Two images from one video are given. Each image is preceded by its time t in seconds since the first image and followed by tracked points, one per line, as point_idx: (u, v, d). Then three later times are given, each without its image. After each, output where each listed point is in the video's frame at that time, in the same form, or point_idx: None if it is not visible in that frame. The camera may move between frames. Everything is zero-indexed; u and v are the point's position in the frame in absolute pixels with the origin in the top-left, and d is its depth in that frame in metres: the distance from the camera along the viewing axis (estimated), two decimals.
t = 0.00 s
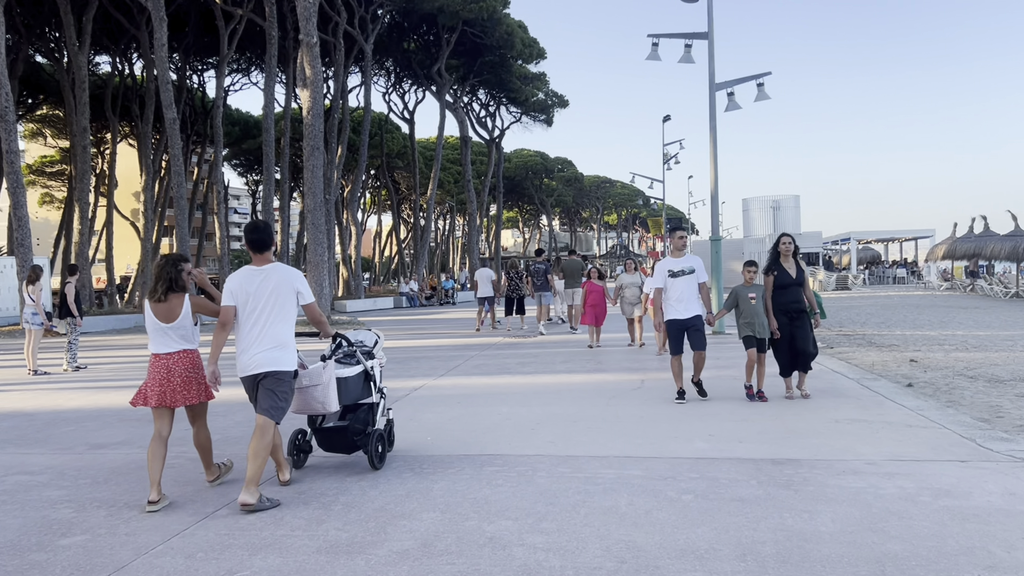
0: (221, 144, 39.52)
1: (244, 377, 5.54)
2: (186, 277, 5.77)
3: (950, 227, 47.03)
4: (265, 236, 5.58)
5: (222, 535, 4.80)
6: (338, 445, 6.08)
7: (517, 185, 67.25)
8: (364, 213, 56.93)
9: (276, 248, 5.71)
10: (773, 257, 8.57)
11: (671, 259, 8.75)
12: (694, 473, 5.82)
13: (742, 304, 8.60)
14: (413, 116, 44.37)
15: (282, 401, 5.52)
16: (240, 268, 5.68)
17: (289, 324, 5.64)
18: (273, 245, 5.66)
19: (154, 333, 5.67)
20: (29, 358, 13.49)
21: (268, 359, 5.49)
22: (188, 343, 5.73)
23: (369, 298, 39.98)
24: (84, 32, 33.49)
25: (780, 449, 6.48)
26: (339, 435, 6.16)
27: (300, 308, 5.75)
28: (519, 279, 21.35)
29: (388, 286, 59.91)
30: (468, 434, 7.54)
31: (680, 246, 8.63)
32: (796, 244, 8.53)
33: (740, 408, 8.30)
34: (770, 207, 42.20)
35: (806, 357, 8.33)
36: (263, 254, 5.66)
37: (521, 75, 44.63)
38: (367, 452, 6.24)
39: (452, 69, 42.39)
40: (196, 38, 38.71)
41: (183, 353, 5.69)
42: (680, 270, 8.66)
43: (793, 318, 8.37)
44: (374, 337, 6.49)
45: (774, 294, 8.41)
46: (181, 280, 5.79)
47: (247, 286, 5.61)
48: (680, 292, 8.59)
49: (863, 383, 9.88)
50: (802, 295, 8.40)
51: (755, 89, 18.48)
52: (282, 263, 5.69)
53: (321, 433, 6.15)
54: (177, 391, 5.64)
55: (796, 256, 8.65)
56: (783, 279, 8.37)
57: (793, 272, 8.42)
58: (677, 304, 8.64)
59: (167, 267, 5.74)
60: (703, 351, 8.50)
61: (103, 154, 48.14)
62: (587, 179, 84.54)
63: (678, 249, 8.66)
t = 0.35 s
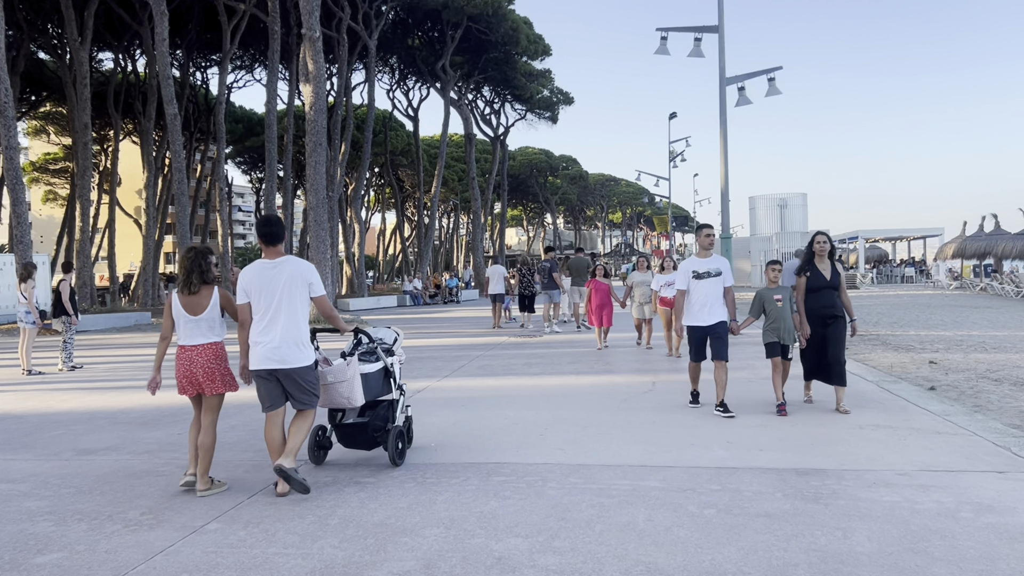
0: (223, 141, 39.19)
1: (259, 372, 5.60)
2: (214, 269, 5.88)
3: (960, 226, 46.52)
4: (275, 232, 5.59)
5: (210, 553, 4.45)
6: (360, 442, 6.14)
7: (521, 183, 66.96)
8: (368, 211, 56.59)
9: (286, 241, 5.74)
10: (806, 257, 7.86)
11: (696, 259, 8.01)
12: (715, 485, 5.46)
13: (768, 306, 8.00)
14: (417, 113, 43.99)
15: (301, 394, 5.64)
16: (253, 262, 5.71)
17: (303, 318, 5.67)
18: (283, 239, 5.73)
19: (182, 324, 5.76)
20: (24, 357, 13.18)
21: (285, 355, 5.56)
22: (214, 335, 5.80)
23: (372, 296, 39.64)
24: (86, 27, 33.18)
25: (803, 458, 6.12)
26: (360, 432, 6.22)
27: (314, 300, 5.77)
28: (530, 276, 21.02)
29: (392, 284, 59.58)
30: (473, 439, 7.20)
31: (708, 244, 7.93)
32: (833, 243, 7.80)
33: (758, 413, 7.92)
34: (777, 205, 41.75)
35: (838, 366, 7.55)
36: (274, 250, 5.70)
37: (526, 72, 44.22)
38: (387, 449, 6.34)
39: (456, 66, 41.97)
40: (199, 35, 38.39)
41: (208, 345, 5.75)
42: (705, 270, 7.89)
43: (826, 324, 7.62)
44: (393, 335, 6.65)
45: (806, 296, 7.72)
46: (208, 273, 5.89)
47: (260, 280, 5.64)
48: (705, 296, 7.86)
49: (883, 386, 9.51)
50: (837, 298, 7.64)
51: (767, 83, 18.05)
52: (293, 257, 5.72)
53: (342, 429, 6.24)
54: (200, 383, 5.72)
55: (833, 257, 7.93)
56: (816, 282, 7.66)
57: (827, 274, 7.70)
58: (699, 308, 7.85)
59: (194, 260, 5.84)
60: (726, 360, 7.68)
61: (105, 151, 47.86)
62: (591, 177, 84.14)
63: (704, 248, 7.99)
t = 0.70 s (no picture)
0: (225, 139, 38.91)
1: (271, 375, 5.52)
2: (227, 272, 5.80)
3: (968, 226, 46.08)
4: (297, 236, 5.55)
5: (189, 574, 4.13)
6: (375, 439, 6.20)
7: (526, 182, 66.68)
8: (372, 210, 56.26)
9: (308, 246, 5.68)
10: (838, 256, 7.32)
11: (720, 256, 7.35)
12: (732, 500, 5.12)
13: (792, 308, 7.40)
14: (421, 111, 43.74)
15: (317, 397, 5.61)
16: (274, 266, 5.70)
17: (319, 323, 5.61)
18: (307, 244, 5.65)
19: (193, 325, 5.72)
20: (17, 357, 12.91)
21: (299, 358, 5.51)
22: (224, 339, 5.73)
23: (375, 295, 39.37)
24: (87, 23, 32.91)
25: (824, 470, 5.78)
26: (376, 429, 6.27)
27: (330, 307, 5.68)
28: (539, 275, 20.76)
29: (396, 283, 59.32)
30: (475, 447, 6.88)
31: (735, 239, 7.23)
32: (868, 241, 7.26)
33: (774, 420, 7.58)
34: (784, 204, 41.33)
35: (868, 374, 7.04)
36: (296, 253, 5.65)
37: (531, 70, 43.90)
38: (402, 446, 6.35)
39: (461, 64, 41.62)
40: (202, 32, 38.15)
41: (218, 347, 5.69)
42: (730, 268, 7.23)
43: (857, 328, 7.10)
44: (410, 333, 6.64)
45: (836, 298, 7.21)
46: (219, 276, 5.81)
47: (281, 284, 5.62)
48: (731, 297, 7.18)
49: (900, 391, 9.19)
50: (869, 300, 7.12)
51: (777, 80, 17.69)
52: (313, 262, 5.66)
53: (357, 426, 6.28)
54: (210, 386, 5.65)
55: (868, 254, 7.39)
56: (847, 282, 7.15)
57: (860, 274, 7.16)
58: (724, 308, 7.17)
59: (206, 263, 5.75)
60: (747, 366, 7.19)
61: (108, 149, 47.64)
62: (596, 177, 83.79)
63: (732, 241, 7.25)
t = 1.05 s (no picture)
0: (228, 137, 38.64)
1: (294, 365, 5.76)
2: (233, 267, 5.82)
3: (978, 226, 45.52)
4: (311, 230, 5.67)
5: None
6: (389, 436, 6.17)
7: (531, 182, 66.36)
8: (376, 209, 55.93)
9: (324, 239, 5.82)
10: (867, 255, 6.66)
11: (737, 258, 6.66)
12: (747, 518, 4.73)
13: (824, 313, 6.59)
14: (425, 110, 43.42)
15: (332, 387, 5.71)
16: (291, 258, 5.87)
17: (333, 314, 5.76)
18: (322, 236, 5.78)
19: (199, 323, 5.72)
20: (6, 359, 12.59)
21: (314, 348, 5.66)
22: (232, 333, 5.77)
23: (378, 295, 39.05)
24: (89, 21, 32.66)
25: (844, 483, 5.41)
26: (389, 426, 6.27)
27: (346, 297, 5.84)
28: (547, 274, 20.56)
29: (399, 283, 58.98)
30: (473, 455, 6.51)
31: (755, 238, 6.60)
32: (898, 239, 6.63)
33: (789, 427, 7.19)
34: (791, 204, 40.86)
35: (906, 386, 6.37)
36: (311, 246, 5.80)
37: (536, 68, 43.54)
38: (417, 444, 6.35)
39: (465, 61, 41.33)
40: (205, 30, 37.89)
41: (228, 342, 5.75)
42: (752, 271, 6.56)
43: (892, 335, 6.46)
44: (424, 331, 6.67)
45: (866, 300, 6.59)
46: (224, 272, 5.81)
47: (296, 277, 5.80)
48: (755, 302, 6.48)
49: (919, 396, 8.81)
50: (902, 305, 6.50)
51: (787, 75, 17.28)
52: (328, 254, 5.82)
53: (371, 424, 6.28)
54: (221, 380, 5.72)
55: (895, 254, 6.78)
56: (878, 284, 6.51)
57: (892, 276, 6.52)
58: (747, 313, 6.46)
59: (214, 259, 5.76)
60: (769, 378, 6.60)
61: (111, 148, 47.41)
62: (602, 176, 83.38)
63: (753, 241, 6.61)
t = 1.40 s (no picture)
0: (231, 136, 38.42)
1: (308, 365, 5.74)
2: (249, 266, 5.95)
3: (988, 226, 45.06)
4: (323, 233, 5.66)
5: None
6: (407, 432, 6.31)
7: (536, 181, 66.08)
8: (381, 209, 55.68)
9: (336, 241, 5.81)
10: (906, 256, 6.09)
11: (760, 253, 6.13)
12: (765, 536, 4.42)
13: (858, 320, 6.04)
14: (430, 109, 43.13)
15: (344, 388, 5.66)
16: (304, 260, 5.85)
17: (347, 315, 5.74)
18: (333, 238, 5.74)
19: (220, 318, 5.91)
20: None
21: (326, 349, 5.64)
22: (252, 326, 5.96)
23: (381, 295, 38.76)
24: (92, 19, 32.43)
25: (867, 497, 5.08)
26: (406, 423, 6.40)
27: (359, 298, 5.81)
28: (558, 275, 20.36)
29: (403, 283, 58.70)
30: (472, 463, 6.19)
31: (780, 230, 6.03)
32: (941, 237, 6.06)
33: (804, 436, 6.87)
34: (798, 205, 40.50)
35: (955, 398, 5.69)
36: (324, 248, 5.78)
37: (541, 66, 43.25)
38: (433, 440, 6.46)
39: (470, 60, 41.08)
40: (209, 28, 37.63)
41: (247, 335, 5.93)
42: (777, 268, 6.01)
43: (936, 342, 5.84)
44: (439, 329, 6.82)
45: (905, 305, 6.00)
46: (243, 268, 6.01)
47: (309, 278, 5.78)
48: (782, 301, 5.95)
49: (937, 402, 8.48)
50: (945, 309, 5.91)
51: (797, 72, 16.95)
52: (342, 256, 5.80)
53: (389, 420, 6.41)
54: (244, 370, 5.91)
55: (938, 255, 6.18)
56: (918, 287, 5.95)
57: (935, 277, 5.96)
58: (773, 314, 5.94)
59: (231, 257, 5.93)
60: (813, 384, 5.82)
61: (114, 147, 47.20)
62: (607, 177, 83.03)
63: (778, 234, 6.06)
